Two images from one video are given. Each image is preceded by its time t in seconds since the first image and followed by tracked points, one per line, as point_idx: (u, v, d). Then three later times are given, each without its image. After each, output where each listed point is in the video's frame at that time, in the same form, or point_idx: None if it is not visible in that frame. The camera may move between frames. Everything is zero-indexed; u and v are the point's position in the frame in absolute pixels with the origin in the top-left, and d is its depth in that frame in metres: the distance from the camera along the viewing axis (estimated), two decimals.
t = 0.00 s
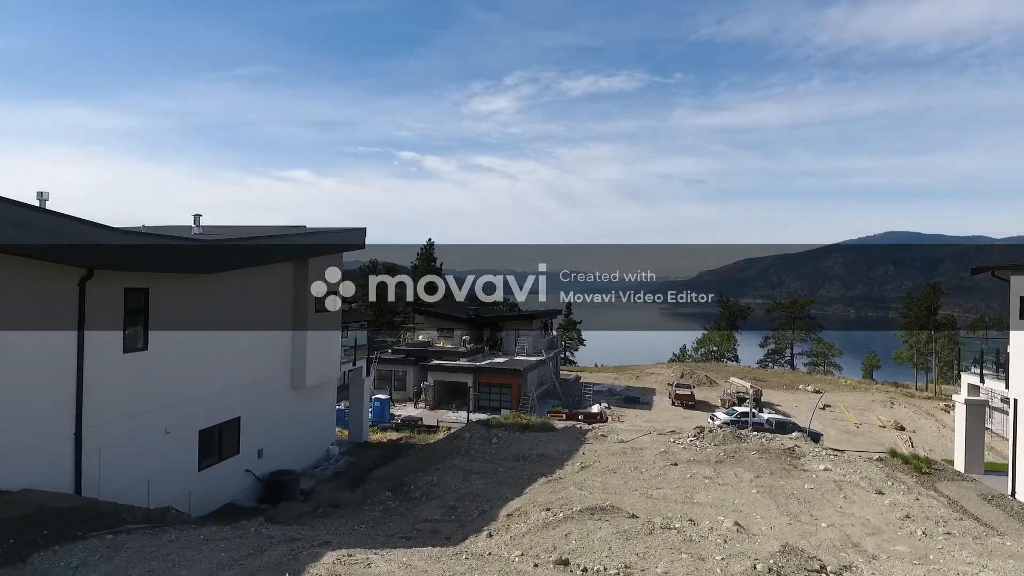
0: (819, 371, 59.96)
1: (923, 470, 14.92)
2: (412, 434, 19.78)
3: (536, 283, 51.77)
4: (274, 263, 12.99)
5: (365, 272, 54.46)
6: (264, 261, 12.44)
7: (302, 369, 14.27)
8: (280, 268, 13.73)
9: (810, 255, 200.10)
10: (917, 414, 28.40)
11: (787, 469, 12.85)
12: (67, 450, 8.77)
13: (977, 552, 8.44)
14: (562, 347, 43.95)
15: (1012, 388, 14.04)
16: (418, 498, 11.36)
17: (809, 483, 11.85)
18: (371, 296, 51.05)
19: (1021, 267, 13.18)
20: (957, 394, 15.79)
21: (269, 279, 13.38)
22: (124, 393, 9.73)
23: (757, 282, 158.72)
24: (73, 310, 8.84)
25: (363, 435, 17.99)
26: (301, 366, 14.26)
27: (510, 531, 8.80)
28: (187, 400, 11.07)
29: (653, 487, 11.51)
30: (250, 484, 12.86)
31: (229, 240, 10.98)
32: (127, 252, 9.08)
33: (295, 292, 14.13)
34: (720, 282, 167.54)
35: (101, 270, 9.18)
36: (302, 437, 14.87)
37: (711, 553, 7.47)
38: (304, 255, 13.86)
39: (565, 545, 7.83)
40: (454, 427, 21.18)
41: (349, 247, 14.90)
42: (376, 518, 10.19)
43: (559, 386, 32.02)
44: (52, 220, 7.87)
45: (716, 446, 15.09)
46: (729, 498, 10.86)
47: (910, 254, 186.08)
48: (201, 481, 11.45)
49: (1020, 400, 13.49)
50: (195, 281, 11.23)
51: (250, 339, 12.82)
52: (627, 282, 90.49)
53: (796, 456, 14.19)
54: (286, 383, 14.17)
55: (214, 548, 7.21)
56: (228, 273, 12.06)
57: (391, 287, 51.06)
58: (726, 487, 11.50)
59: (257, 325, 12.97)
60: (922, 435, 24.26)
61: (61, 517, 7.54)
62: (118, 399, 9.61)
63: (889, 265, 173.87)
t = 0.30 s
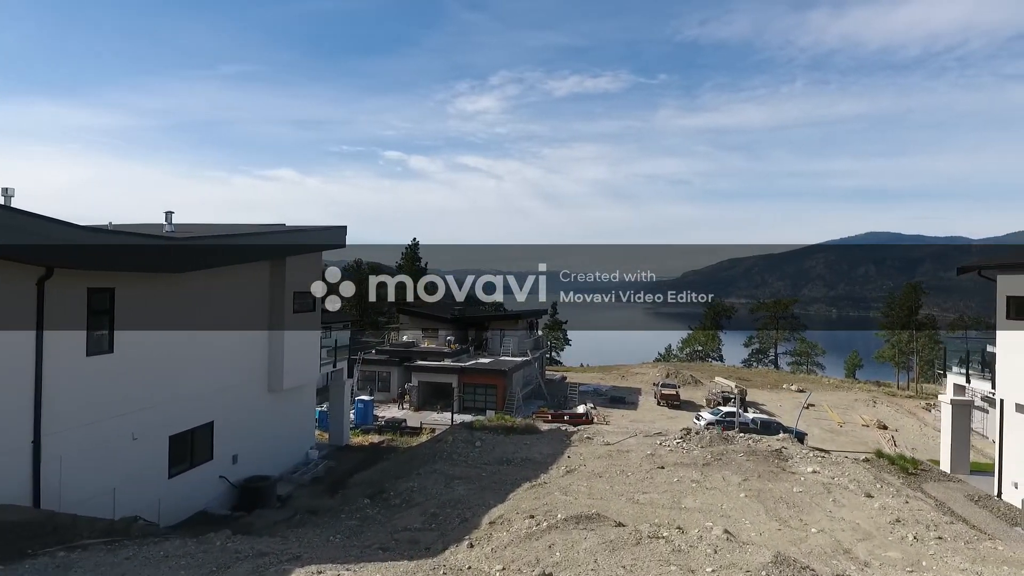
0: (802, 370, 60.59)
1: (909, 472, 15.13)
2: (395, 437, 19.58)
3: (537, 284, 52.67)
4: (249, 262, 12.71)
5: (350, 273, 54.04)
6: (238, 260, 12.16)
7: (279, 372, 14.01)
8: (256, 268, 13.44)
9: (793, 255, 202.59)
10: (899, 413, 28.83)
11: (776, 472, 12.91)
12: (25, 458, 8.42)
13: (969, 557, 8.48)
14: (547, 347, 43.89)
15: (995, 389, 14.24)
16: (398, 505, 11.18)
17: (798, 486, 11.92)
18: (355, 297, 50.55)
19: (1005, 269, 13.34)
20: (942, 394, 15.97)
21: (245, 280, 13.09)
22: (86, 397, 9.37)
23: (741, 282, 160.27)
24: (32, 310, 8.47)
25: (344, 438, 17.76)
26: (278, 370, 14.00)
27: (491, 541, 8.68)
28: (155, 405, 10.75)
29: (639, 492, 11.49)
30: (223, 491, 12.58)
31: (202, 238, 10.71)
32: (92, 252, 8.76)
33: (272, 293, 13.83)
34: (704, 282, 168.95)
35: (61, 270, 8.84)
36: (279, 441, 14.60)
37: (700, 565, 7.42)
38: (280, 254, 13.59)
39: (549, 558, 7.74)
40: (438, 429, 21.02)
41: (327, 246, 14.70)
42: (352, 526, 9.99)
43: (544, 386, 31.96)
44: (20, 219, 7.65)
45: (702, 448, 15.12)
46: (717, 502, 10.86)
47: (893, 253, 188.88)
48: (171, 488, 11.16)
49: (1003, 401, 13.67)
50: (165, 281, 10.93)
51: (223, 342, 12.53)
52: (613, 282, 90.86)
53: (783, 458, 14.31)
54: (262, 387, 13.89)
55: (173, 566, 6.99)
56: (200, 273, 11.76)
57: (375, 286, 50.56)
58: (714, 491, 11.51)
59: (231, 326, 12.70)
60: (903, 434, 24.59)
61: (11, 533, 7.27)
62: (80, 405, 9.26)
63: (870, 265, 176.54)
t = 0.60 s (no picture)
0: (788, 369, 61.08)
1: (897, 473, 15.27)
2: (379, 440, 19.38)
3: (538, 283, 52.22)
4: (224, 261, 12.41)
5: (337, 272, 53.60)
6: (212, 259, 11.87)
7: (258, 375, 13.74)
8: (232, 268, 13.14)
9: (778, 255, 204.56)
10: (883, 412, 29.14)
11: (765, 475, 12.97)
12: None
13: (961, 563, 8.50)
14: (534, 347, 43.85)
15: (982, 389, 14.38)
16: (380, 512, 10.98)
17: (788, 489, 11.97)
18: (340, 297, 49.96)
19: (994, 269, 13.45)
20: (931, 396, 16.12)
21: (220, 280, 12.79)
22: (50, 402, 9.04)
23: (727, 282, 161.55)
24: None
25: (326, 441, 17.55)
26: (256, 372, 13.73)
27: (472, 551, 8.57)
28: (126, 410, 10.44)
29: (627, 496, 11.44)
30: (199, 496, 12.29)
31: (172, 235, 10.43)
32: (56, 251, 8.45)
33: (249, 293, 13.54)
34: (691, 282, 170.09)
35: (23, 269, 8.52)
36: (257, 445, 14.34)
37: None
38: (256, 253, 13.31)
39: (535, 570, 7.65)
40: (425, 431, 20.89)
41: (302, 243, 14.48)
42: (330, 535, 9.77)
43: (531, 387, 31.91)
44: None
45: (691, 450, 15.12)
46: (706, 506, 10.85)
47: (876, 253, 193.79)
48: (143, 495, 10.86)
49: (990, 401, 13.81)
50: (135, 281, 10.62)
51: (198, 344, 12.23)
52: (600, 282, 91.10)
53: (772, 460, 14.35)
54: (240, 390, 13.62)
55: None
56: (173, 272, 11.44)
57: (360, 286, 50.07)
58: (703, 496, 11.49)
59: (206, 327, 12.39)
60: (888, 433, 24.85)
61: None
62: (44, 409, 8.92)
63: (853, 266, 178.80)
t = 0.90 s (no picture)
0: (779, 369, 61.27)
1: (892, 475, 15.29)
2: (368, 442, 19.21)
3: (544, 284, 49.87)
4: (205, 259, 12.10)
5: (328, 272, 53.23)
6: (191, 258, 11.56)
7: (241, 377, 13.42)
8: (214, 267, 12.82)
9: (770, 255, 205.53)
10: (875, 412, 29.28)
11: (761, 479, 12.94)
12: None
13: (961, 569, 8.43)
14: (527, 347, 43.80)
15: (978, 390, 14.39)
16: (364, 519, 10.80)
17: (784, 493, 11.93)
18: (331, 297, 49.63)
19: (991, 269, 13.46)
20: (926, 397, 16.15)
21: (201, 279, 12.46)
22: (22, 405, 8.61)
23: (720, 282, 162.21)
24: None
25: (314, 444, 17.31)
26: (240, 374, 13.41)
27: (458, 562, 8.43)
28: (102, 413, 10.04)
29: (620, 501, 11.38)
30: (179, 502, 11.94)
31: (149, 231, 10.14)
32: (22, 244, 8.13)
33: (231, 292, 13.24)
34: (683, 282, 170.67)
35: None
36: (240, 448, 14.04)
37: None
38: (239, 251, 13.01)
39: None
40: (415, 433, 20.76)
41: (279, 236, 14.20)
42: (311, 545, 9.53)
43: (523, 387, 31.83)
44: None
45: (684, 453, 15.12)
46: (701, 512, 10.77)
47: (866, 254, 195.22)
48: (120, 502, 10.48)
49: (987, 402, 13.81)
50: (112, 280, 10.24)
51: (179, 345, 11.87)
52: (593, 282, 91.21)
53: (767, 462, 14.36)
54: (222, 392, 13.28)
55: None
56: (151, 271, 11.07)
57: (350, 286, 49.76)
58: (697, 500, 11.45)
59: (187, 328, 12.06)
60: (880, 433, 24.98)
61: None
62: (15, 413, 8.50)
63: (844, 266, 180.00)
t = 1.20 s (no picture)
0: (776, 369, 61.32)
1: (893, 477, 15.23)
2: (361, 445, 19.06)
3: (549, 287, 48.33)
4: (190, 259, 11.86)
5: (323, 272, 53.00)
6: (177, 257, 11.34)
7: (228, 379, 13.19)
8: (201, 267, 12.59)
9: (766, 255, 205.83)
10: (872, 412, 29.28)
11: (761, 483, 12.87)
12: None
13: None
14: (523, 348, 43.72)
15: (981, 392, 14.33)
16: (353, 527, 10.61)
17: (785, 498, 11.86)
18: (326, 297, 49.39)
19: (994, 268, 13.37)
20: (927, 399, 16.12)
21: (187, 279, 12.21)
22: None
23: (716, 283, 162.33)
24: None
25: (304, 447, 17.18)
26: (227, 377, 13.16)
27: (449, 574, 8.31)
28: (81, 419, 9.74)
29: (616, 507, 11.29)
30: (163, 509, 11.68)
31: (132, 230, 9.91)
32: None
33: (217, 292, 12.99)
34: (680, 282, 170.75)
35: None
36: (227, 452, 13.81)
37: None
38: (226, 250, 12.78)
39: None
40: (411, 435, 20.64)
41: (267, 234, 13.96)
42: (297, 555, 9.33)
43: (520, 388, 31.73)
44: None
45: (682, 456, 15.07)
46: (700, 518, 10.69)
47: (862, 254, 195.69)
48: (100, 509, 10.20)
49: (990, 404, 13.71)
50: (93, 281, 9.97)
51: (164, 346, 11.61)
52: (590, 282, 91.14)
53: (767, 466, 14.32)
54: (209, 395, 13.03)
55: None
56: (134, 270, 10.82)
57: (345, 286, 49.62)
58: (696, 506, 11.37)
59: (172, 329, 11.81)
60: (877, 433, 24.96)
61: None
62: None
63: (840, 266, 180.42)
